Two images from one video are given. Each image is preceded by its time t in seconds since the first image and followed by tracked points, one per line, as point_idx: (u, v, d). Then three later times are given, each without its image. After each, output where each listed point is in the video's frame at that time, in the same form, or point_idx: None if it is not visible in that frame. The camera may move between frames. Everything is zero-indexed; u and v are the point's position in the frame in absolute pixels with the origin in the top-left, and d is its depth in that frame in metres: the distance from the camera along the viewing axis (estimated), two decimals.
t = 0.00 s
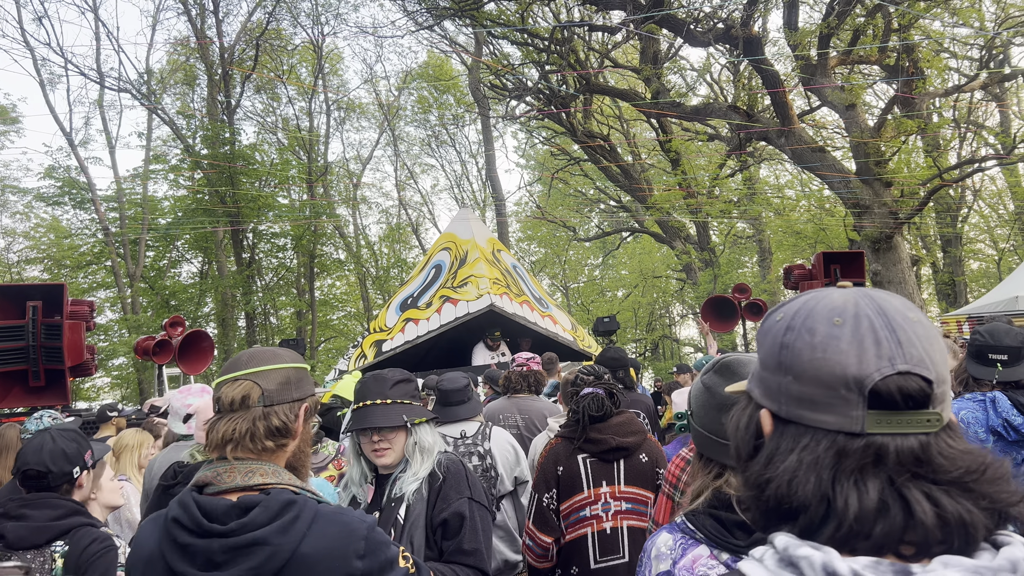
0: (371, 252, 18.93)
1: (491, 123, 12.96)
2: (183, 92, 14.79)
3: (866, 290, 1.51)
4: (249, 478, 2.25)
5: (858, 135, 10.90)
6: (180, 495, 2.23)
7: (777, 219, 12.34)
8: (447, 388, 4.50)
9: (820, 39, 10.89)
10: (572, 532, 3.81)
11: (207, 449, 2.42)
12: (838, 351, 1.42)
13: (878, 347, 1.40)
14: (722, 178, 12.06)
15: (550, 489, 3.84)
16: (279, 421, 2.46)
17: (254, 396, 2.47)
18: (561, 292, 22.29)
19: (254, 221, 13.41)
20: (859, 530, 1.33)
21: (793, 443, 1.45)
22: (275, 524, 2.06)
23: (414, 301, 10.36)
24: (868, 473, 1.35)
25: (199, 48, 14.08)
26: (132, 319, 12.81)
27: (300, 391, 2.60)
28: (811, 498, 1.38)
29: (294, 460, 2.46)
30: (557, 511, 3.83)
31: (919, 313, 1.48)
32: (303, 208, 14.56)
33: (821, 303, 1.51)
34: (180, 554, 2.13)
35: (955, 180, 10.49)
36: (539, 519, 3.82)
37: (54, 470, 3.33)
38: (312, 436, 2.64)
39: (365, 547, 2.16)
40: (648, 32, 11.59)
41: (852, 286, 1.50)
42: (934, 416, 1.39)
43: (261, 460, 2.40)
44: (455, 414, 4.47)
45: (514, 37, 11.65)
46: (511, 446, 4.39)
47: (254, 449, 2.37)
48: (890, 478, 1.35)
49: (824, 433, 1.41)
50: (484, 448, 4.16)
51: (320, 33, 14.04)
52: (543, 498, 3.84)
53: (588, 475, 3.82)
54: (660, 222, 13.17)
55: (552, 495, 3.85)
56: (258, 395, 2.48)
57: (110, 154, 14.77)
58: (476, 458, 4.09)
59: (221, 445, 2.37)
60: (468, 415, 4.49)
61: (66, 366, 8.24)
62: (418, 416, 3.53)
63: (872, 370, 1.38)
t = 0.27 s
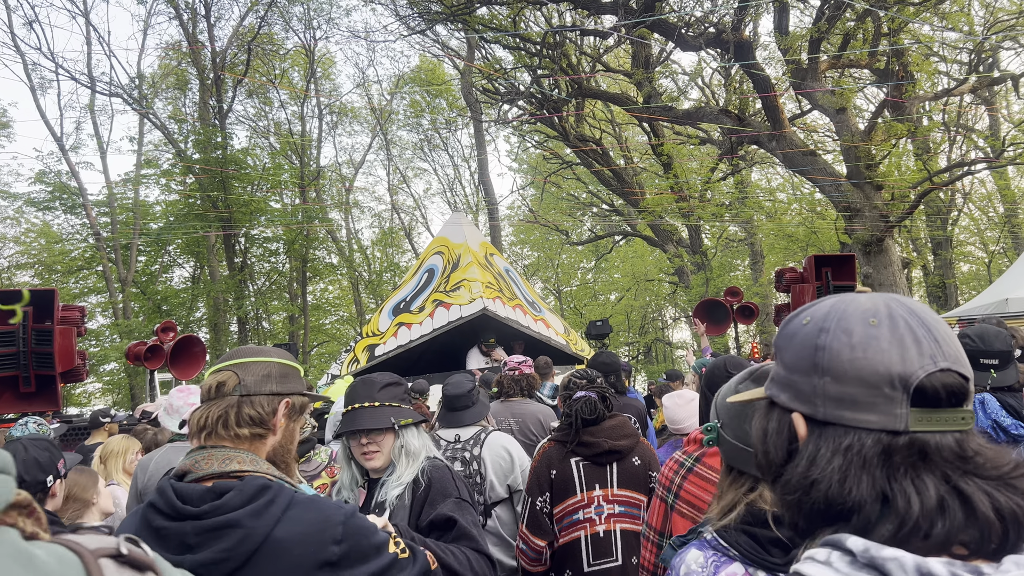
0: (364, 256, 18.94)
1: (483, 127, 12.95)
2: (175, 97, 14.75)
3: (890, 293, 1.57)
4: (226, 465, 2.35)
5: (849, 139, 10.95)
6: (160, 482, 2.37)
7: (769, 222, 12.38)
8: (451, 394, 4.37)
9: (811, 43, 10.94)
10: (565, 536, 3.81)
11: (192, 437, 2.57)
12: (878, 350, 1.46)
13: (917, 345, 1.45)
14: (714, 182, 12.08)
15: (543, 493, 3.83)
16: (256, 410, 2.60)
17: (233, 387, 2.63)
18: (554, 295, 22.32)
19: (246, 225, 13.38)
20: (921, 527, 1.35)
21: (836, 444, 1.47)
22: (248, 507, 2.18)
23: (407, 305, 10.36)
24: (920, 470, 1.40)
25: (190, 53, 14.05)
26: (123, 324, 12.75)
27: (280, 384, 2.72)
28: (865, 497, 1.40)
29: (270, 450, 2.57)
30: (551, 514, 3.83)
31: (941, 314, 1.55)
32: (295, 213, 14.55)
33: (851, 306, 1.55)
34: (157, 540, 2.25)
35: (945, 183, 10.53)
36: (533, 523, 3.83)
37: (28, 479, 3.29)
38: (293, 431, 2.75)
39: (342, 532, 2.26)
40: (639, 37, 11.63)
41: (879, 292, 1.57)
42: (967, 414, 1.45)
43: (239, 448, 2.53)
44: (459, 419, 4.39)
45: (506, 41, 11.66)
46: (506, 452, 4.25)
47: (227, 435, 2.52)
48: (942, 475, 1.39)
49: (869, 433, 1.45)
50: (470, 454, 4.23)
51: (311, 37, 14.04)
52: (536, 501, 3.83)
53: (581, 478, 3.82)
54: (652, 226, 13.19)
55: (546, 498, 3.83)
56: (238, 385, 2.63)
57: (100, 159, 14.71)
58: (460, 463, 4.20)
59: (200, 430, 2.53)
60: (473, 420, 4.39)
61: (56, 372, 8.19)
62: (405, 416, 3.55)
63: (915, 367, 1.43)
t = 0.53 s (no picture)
0: (356, 259, 18.94)
1: (476, 130, 12.95)
2: (166, 100, 14.70)
3: (891, 294, 1.60)
4: (212, 461, 2.37)
5: (840, 141, 11.00)
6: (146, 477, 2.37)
7: (761, 224, 12.43)
8: (458, 395, 4.35)
9: (802, 46, 10.98)
10: (558, 538, 3.81)
11: (178, 437, 2.58)
12: (891, 353, 1.48)
13: (930, 348, 1.48)
14: (706, 184, 12.12)
15: (536, 495, 3.82)
16: (241, 409, 2.61)
17: (218, 386, 2.64)
18: (547, 297, 22.36)
19: (238, 228, 13.36)
20: (946, 532, 1.38)
21: (853, 449, 1.49)
22: (234, 499, 2.19)
23: (400, 307, 10.35)
24: (941, 475, 1.43)
25: (182, 55, 14.03)
26: (114, 328, 12.73)
27: (265, 383, 2.72)
28: (889, 504, 1.42)
29: (257, 448, 2.59)
30: (544, 516, 3.84)
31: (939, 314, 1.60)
32: (288, 215, 14.52)
33: (856, 307, 1.58)
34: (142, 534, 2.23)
35: (936, 185, 10.57)
36: (526, 525, 3.83)
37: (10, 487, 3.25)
38: (280, 430, 2.77)
39: (327, 519, 2.24)
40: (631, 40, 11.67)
41: (882, 291, 1.59)
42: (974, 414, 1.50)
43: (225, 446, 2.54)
44: (466, 420, 4.38)
45: (498, 44, 11.67)
46: (508, 453, 4.25)
47: (210, 433, 2.53)
48: (960, 479, 1.43)
49: (885, 437, 1.46)
50: (468, 457, 4.27)
51: (303, 40, 14.02)
52: (529, 504, 3.83)
53: (574, 480, 3.81)
54: (645, 228, 13.21)
55: (539, 501, 3.83)
56: (222, 384, 2.64)
57: (91, 161, 14.66)
58: (456, 467, 4.24)
59: (184, 431, 2.54)
60: (479, 420, 4.40)
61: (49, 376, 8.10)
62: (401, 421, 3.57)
63: (931, 371, 1.45)
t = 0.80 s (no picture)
0: (350, 258, 18.94)
1: (470, 129, 12.95)
2: (159, 98, 14.65)
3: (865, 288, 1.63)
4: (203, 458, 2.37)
5: (834, 141, 11.03)
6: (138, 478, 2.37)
7: (754, 223, 12.47)
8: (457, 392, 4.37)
9: (795, 46, 11.01)
10: (552, 535, 3.80)
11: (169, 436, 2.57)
12: (860, 347, 1.50)
13: (899, 340, 1.50)
14: (699, 184, 12.16)
15: (530, 493, 3.82)
16: (232, 405, 2.60)
17: (207, 383, 2.63)
18: (541, 297, 22.39)
19: (231, 228, 13.33)
20: (912, 530, 1.39)
21: (821, 446, 1.52)
22: (229, 495, 2.22)
23: (394, 307, 10.33)
24: (905, 470, 1.45)
25: (174, 54, 14.00)
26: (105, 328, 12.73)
27: (254, 379, 2.71)
28: (856, 500, 1.45)
29: (250, 443, 2.57)
30: (538, 514, 3.83)
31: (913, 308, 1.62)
32: (281, 215, 14.50)
33: (827, 300, 1.59)
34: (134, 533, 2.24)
35: (928, 185, 10.61)
36: (520, 523, 3.83)
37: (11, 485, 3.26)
38: (273, 425, 2.75)
39: (322, 513, 2.33)
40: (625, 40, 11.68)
41: (853, 285, 1.61)
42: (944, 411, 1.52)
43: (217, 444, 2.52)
44: (463, 417, 4.38)
45: (492, 44, 11.67)
46: (510, 449, 4.33)
47: (201, 430, 2.51)
48: (927, 475, 1.45)
49: (852, 432, 1.50)
50: (478, 453, 4.23)
51: (297, 39, 14.00)
52: (523, 502, 3.83)
53: (567, 478, 3.81)
54: (638, 227, 13.24)
55: (533, 499, 3.83)
56: (211, 381, 2.63)
57: (83, 160, 14.61)
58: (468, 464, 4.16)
59: (176, 429, 2.53)
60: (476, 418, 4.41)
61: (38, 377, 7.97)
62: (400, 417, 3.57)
63: (897, 365, 1.47)
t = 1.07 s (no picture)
0: (346, 255, 18.95)
1: (466, 126, 12.94)
2: (154, 95, 14.61)
3: (773, 287, 1.58)
4: (200, 463, 2.35)
5: (830, 138, 11.03)
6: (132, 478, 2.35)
7: (750, 221, 12.50)
8: (443, 393, 4.30)
9: (792, 43, 11.01)
10: (548, 533, 3.80)
11: (162, 436, 2.54)
12: (756, 351, 1.47)
13: (797, 343, 1.47)
14: (696, 181, 12.20)
15: (526, 490, 3.83)
16: (228, 406, 2.57)
17: (203, 383, 2.60)
18: (537, 294, 22.42)
19: (227, 224, 13.32)
20: (807, 542, 1.38)
21: (724, 455, 1.50)
22: (224, 502, 2.19)
23: (390, 304, 10.31)
24: (800, 481, 1.43)
25: (169, 50, 13.96)
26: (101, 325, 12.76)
27: (251, 378, 2.70)
28: (749, 510, 1.43)
29: (246, 444, 2.56)
30: (533, 511, 3.83)
31: (824, 304, 1.58)
32: (277, 212, 14.50)
33: (731, 303, 1.56)
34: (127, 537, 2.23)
35: (925, 182, 10.62)
36: (515, 520, 3.84)
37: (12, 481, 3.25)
38: (267, 423, 2.75)
39: (319, 526, 2.30)
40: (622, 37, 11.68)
41: (759, 285, 1.57)
42: (850, 414, 1.48)
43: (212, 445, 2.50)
44: (451, 418, 4.32)
45: (488, 40, 11.65)
46: (504, 449, 4.38)
47: (199, 433, 2.49)
48: (825, 484, 1.43)
49: (751, 440, 1.47)
50: (479, 450, 4.22)
51: (293, 35, 13.97)
52: (518, 498, 3.84)
53: (563, 475, 3.81)
54: (635, 225, 13.25)
55: (528, 495, 3.84)
56: (208, 380, 2.60)
57: (78, 157, 14.57)
58: (471, 461, 4.15)
59: (171, 430, 2.49)
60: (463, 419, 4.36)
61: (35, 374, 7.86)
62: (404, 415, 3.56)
63: (793, 370, 1.44)
